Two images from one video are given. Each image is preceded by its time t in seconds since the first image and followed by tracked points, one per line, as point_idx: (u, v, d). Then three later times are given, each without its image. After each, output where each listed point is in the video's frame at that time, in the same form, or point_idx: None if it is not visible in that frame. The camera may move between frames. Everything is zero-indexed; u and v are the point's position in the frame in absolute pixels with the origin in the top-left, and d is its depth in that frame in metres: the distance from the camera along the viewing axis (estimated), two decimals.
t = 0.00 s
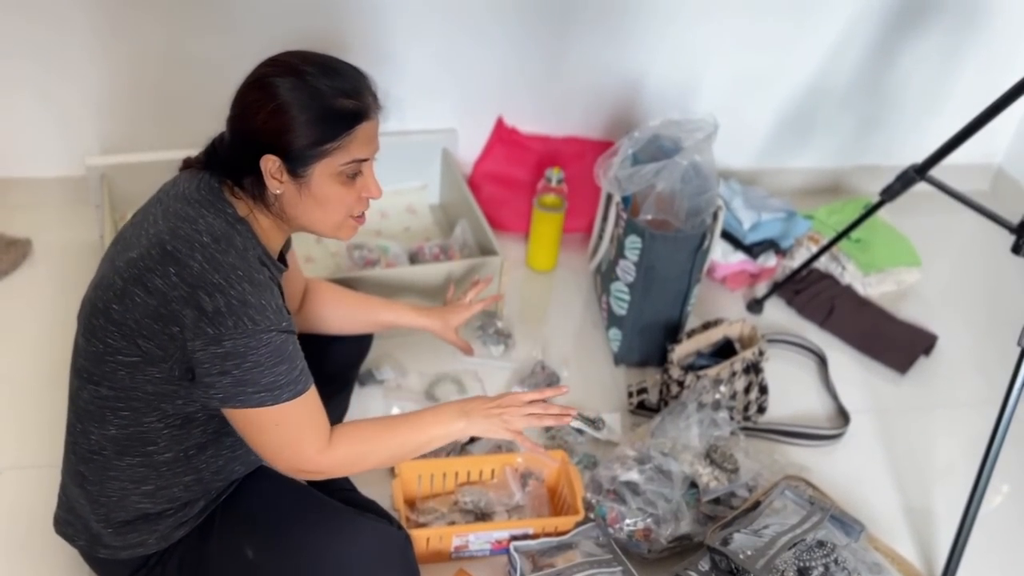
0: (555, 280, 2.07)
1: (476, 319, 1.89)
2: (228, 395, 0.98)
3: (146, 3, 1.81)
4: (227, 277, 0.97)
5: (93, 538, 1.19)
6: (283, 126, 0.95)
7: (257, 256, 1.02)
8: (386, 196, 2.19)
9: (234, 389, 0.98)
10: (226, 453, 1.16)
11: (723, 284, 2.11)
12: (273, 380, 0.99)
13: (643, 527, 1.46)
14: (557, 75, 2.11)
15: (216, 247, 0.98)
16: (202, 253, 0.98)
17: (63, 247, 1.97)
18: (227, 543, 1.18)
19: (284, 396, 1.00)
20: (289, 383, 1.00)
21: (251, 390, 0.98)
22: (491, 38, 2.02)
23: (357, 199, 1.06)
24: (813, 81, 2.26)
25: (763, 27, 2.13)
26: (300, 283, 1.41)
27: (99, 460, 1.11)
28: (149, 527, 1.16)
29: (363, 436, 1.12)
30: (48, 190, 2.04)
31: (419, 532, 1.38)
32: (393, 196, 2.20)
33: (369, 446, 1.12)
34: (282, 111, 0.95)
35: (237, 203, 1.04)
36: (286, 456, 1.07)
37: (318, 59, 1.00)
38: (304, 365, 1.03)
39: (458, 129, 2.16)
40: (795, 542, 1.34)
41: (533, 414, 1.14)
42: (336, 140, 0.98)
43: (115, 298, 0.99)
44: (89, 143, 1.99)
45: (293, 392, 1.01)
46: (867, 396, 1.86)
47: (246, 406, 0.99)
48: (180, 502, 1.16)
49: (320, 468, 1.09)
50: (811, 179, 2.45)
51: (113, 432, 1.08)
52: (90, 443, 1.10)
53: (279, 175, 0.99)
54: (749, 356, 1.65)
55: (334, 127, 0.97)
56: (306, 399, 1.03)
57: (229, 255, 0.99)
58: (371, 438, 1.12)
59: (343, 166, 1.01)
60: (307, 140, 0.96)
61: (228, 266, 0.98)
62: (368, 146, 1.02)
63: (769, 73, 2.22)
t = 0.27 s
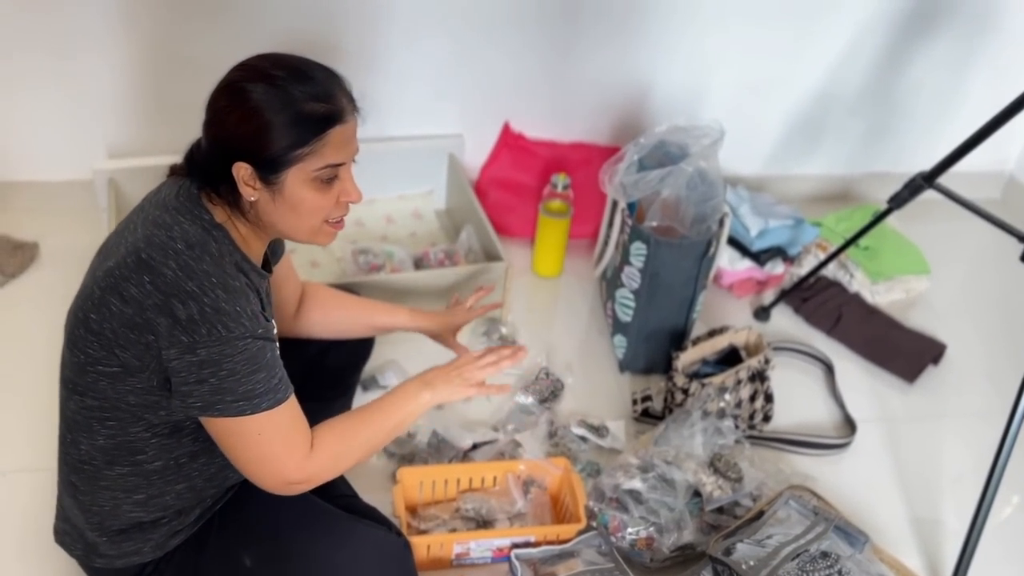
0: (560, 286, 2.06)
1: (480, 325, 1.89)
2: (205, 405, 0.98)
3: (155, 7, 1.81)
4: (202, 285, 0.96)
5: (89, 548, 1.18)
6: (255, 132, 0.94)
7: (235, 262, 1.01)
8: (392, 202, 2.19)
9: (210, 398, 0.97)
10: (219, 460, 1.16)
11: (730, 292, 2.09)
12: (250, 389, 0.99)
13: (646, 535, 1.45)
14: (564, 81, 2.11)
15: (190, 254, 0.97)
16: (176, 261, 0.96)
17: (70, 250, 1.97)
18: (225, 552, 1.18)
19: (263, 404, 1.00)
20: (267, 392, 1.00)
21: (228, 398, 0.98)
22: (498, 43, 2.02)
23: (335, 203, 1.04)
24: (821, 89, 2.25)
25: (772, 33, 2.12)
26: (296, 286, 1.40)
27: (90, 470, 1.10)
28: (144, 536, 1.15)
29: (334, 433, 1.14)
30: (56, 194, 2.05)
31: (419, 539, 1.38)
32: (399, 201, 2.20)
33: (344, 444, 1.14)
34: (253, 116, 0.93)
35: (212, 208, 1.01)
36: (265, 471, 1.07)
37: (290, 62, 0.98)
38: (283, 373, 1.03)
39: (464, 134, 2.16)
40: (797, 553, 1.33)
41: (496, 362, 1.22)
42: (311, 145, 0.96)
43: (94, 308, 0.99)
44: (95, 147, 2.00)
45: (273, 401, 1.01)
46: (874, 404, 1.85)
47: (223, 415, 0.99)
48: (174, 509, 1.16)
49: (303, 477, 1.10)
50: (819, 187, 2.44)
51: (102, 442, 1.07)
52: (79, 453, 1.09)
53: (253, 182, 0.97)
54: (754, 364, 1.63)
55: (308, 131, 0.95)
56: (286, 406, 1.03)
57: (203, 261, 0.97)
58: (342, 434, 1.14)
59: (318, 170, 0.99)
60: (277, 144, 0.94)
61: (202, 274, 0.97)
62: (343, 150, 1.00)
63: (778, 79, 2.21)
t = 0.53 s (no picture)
0: (567, 292, 2.06)
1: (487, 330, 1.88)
2: (179, 412, 0.98)
3: (167, 10, 1.83)
4: (184, 291, 0.96)
5: (90, 553, 1.18)
6: (232, 134, 0.94)
7: (221, 268, 1.00)
8: (401, 206, 2.20)
9: (186, 407, 0.97)
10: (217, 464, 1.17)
11: (739, 299, 2.08)
12: (227, 399, 0.99)
13: (650, 543, 1.44)
14: (574, 87, 2.10)
15: (176, 259, 0.97)
16: (161, 266, 0.96)
17: (80, 253, 1.98)
18: (226, 556, 1.18)
19: (239, 416, 1.00)
20: (244, 403, 1.00)
21: (203, 408, 0.98)
22: (508, 49, 2.02)
23: (319, 206, 1.04)
24: (832, 96, 2.24)
25: (784, 40, 2.11)
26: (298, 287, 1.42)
27: (87, 475, 1.10)
28: (145, 541, 1.15)
29: (303, 439, 1.12)
30: (69, 195, 2.06)
31: (422, 544, 1.37)
32: (408, 206, 2.20)
33: (313, 448, 1.13)
34: (229, 117, 0.93)
35: (201, 213, 1.01)
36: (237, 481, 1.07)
37: (271, 64, 0.98)
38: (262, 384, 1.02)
39: (474, 140, 2.16)
40: (803, 563, 1.32)
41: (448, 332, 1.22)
42: (287, 145, 0.96)
43: (81, 311, 0.99)
44: (107, 151, 2.01)
45: (248, 413, 1.01)
46: (884, 414, 1.83)
47: (198, 424, 0.99)
48: (173, 513, 1.16)
49: (278, 489, 1.10)
50: (830, 195, 2.43)
51: (97, 448, 1.07)
52: (77, 458, 1.10)
53: (233, 184, 0.97)
54: (761, 372, 1.62)
55: (285, 133, 0.95)
56: (264, 418, 1.04)
57: (188, 267, 0.97)
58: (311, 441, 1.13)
59: (296, 171, 0.99)
60: (254, 145, 0.94)
61: (185, 279, 0.97)
62: (322, 151, 1.00)
63: (790, 86, 2.20)
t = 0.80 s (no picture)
0: (578, 297, 2.05)
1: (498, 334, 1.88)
2: (143, 404, 0.95)
3: (184, 12, 1.84)
4: (157, 280, 0.95)
5: (93, 550, 1.20)
6: (194, 102, 0.97)
7: (202, 263, 0.99)
8: (414, 210, 2.20)
9: (150, 398, 0.94)
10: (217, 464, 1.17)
11: (752, 305, 2.07)
12: (192, 392, 0.95)
13: (657, 549, 1.44)
14: (587, 92, 2.10)
15: (157, 250, 0.97)
16: (141, 256, 0.96)
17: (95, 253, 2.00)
18: (228, 558, 1.19)
19: (204, 412, 0.95)
20: (210, 398, 0.95)
21: (167, 400, 0.94)
22: (522, 53, 2.02)
23: (267, 177, 0.97)
24: (847, 103, 2.23)
25: (799, 45, 2.10)
26: (307, 284, 1.42)
27: (88, 472, 1.11)
28: (147, 541, 1.16)
29: (249, 438, 1.01)
30: (85, 196, 2.08)
31: (427, 547, 1.37)
32: (420, 210, 2.21)
33: (273, 441, 1.01)
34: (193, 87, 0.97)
35: (193, 211, 1.02)
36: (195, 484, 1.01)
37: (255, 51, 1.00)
38: (232, 381, 0.98)
39: (486, 144, 2.16)
40: (810, 571, 1.31)
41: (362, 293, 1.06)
42: (225, 104, 0.95)
43: (75, 304, 1.00)
44: (123, 153, 2.03)
45: (215, 411, 0.96)
46: (897, 423, 1.81)
47: (162, 418, 0.95)
48: (174, 513, 1.16)
49: (233, 495, 1.00)
50: (845, 201, 2.41)
51: (96, 445, 1.08)
52: (79, 455, 1.11)
53: (194, 154, 0.98)
54: (772, 379, 1.61)
55: (228, 93, 0.95)
56: (229, 419, 0.98)
57: (166, 257, 0.96)
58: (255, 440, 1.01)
59: (236, 132, 0.95)
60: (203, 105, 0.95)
61: (160, 269, 0.96)
62: (269, 114, 0.96)
63: (805, 91, 2.19)
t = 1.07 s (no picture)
0: (596, 303, 2.05)
1: (514, 340, 1.89)
2: (149, 408, 0.96)
3: (207, 15, 1.86)
4: (166, 285, 0.96)
5: (111, 552, 1.21)
6: (205, 112, 0.97)
7: (212, 268, 1.00)
8: (432, 214, 2.21)
9: (157, 402, 0.95)
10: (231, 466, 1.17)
11: (770, 313, 2.06)
12: (197, 398, 0.95)
13: (672, 558, 1.44)
14: (606, 97, 2.10)
15: (167, 255, 0.98)
16: (151, 261, 0.97)
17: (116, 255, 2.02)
18: (244, 558, 1.20)
19: (210, 418, 0.96)
20: (215, 405, 0.96)
21: (173, 405, 0.95)
22: (541, 58, 2.02)
23: (278, 196, 0.99)
24: (868, 110, 2.21)
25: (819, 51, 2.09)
26: (318, 289, 1.44)
27: (104, 475, 1.13)
28: (163, 542, 1.18)
29: (245, 451, 0.99)
30: (107, 198, 2.10)
31: (441, 551, 1.37)
32: (438, 214, 2.21)
33: (267, 459, 0.99)
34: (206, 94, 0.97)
35: (202, 214, 1.03)
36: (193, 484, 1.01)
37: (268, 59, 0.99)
38: (239, 389, 0.98)
39: (505, 150, 2.16)
40: None
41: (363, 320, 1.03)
42: (236, 121, 0.95)
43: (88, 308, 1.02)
44: (145, 156, 2.05)
45: (220, 418, 0.97)
46: (916, 433, 1.80)
47: (168, 422, 0.96)
48: (189, 514, 1.17)
49: (230, 503, 1.00)
50: (866, 209, 2.39)
51: (112, 448, 1.10)
52: (95, 458, 1.13)
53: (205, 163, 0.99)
54: (790, 388, 1.60)
55: (238, 109, 0.94)
56: (235, 426, 0.98)
57: (176, 262, 0.98)
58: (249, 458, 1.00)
59: (247, 151, 0.96)
60: (215, 119, 0.95)
61: (170, 274, 0.97)
62: (282, 134, 0.96)
63: (825, 98, 2.18)
